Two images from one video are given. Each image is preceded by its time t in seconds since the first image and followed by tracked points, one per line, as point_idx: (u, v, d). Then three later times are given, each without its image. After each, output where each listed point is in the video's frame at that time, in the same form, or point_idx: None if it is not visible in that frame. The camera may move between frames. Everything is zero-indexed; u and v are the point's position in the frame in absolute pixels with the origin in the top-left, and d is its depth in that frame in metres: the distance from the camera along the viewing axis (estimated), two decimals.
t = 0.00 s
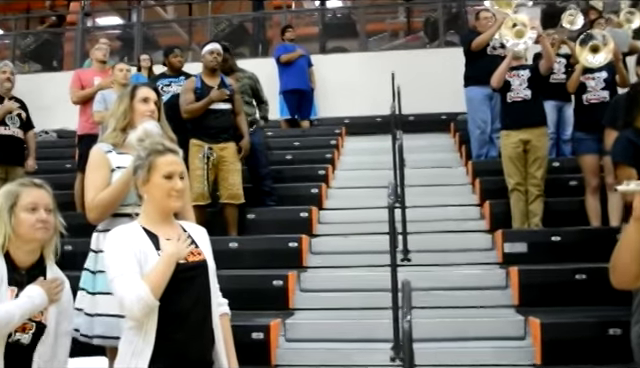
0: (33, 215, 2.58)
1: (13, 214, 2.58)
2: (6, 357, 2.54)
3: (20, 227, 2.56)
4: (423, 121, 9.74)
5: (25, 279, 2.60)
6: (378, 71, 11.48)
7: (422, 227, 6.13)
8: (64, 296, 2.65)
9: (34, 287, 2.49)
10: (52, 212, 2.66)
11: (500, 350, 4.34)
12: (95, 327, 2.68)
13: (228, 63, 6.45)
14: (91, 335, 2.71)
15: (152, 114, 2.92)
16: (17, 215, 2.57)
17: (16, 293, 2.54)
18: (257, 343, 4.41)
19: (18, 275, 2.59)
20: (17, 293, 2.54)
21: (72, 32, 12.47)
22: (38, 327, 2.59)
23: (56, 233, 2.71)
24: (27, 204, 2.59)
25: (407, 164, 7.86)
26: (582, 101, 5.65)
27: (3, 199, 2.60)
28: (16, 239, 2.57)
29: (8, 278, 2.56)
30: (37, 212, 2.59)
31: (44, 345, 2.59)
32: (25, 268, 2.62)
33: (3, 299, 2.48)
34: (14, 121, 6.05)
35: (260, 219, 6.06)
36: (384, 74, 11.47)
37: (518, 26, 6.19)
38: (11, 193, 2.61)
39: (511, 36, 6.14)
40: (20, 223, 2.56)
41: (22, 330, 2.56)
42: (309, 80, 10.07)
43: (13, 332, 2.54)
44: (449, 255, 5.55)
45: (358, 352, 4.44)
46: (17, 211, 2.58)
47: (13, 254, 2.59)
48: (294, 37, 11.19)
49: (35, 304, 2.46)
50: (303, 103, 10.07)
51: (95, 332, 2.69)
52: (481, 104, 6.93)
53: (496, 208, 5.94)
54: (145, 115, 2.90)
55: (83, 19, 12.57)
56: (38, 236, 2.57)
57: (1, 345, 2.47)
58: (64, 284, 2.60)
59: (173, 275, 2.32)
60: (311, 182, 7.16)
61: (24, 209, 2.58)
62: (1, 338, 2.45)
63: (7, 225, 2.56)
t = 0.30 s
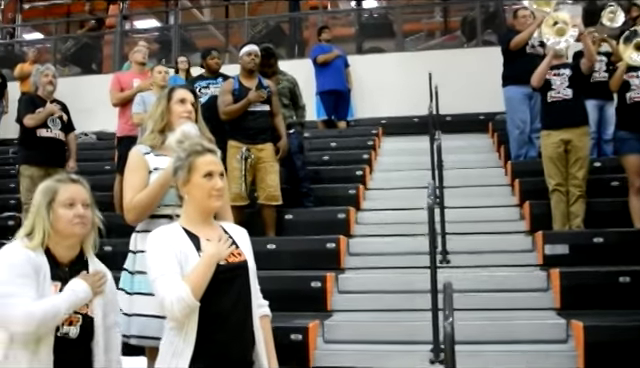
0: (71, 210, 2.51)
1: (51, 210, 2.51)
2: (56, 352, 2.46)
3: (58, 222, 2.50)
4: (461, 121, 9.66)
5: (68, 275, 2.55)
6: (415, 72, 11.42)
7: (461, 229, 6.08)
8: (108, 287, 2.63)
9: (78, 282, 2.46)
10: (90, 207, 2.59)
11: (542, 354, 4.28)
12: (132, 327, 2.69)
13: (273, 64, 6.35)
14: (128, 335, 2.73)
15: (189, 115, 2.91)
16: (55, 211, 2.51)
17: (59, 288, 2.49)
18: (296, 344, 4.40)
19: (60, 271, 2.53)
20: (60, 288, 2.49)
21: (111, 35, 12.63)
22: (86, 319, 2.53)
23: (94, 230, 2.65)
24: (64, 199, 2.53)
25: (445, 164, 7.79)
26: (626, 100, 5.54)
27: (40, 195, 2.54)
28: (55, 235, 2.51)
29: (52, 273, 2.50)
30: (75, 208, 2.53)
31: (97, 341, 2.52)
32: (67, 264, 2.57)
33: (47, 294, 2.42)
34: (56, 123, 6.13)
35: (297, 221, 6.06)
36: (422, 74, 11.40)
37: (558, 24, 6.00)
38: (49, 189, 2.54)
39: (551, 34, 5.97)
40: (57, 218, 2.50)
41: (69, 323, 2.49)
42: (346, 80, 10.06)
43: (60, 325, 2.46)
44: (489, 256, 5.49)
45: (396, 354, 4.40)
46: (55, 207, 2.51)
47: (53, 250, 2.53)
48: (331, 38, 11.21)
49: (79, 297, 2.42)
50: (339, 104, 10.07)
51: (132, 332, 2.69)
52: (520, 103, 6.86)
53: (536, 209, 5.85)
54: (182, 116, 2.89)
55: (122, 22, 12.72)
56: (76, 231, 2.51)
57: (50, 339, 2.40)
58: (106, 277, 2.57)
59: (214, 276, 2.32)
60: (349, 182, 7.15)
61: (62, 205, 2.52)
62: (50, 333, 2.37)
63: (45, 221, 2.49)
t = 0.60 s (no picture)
0: (87, 208, 2.52)
1: (68, 209, 2.52)
2: (98, 344, 2.48)
3: (75, 221, 2.50)
4: (486, 121, 9.61)
5: (95, 268, 2.57)
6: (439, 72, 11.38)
7: (487, 230, 6.03)
8: (134, 275, 2.62)
9: (108, 273, 2.44)
10: (106, 203, 2.61)
11: (571, 356, 4.22)
12: (155, 330, 2.65)
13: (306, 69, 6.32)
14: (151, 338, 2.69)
15: (211, 118, 2.88)
16: (72, 210, 2.51)
17: (91, 282, 2.51)
18: (322, 346, 4.40)
19: (86, 266, 2.54)
20: (92, 281, 2.51)
21: (135, 39, 12.74)
22: (120, 309, 2.54)
23: (111, 224, 2.67)
24: (81, 198, 2.54)
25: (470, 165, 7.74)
26: None
27: (56, 195, 2.54)
28: (74, 233, 2.52)
29: (79, 269, 2.51)
30: (92, 205, 2.54)
31: (131, 333, 2.53)
32: (91, 259, 2.58)
33: (80, 290, 2.44)
34: (82, 128, 6.18)
35: (321, 222, 6.06)
36: (446, 74, 11.35)
37: (585, 22, 5.78)
38: (64, 188, 2.54)
39: (578, 32, 5.76)
40: (75, 217, 2.50)
41: (106, 314, 2.51)
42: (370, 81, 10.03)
43: (99, 318, 2.49)
44: (515, 257, 5.44)
45: (422, 356, 4.37)
46: (72, 206, 2.52)
47: (74, 248, 2.53)
48: (354, 39, 11.20)
49: (112, 286, 2.42)
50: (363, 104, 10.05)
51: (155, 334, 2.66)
52: (546, 102, 6.78)
53: (562, 210, 5.79)
54: (204, 119, 2.87)
55: (146, 26, 12.81)
56: (94, 229, 2.51)
57: (91, 332, 2.43)
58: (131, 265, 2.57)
59: (240, 277, 2.31)
60: (373, 184, 7.13)
61: (78, 203, 2.52)
62: (90, 326, 2.40)
63: (63, 221, 2.50)
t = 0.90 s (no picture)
0: (106, 208, 2.52)
1: (88, 209, 2.52)
2: (129, 339, 2.50)
3: (95, 221, 2.51)
4: (506, 119, 9.55)
5: (118, 265, 2.58)
6: (458, 71, 11.32)
7: (509, 229, 5.99)
8: (155, 270, 2.65)
9: (133, 269, 2.44)
10: (125, 203, 2.60)
11: (595, 356, 4.18)
12: (175, 329, 2.62)
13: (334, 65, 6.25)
14: (170, 337, 2.66)
15: (230, 117, 2.86)
16: (92, 210, 2.51)
17: (117, 279, 2.53)
18: (343, 346, 4.39)
19: (110, 265, 2.56)
20: (117, 278, 2.53)
21: (154, 39, 12.79)
22: (148, 303, 2.56)
23: (131, 222, 2.68)
24: (100, 198, 2.53)
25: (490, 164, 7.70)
26: None
27: (75, 196, 2.55)
28: (94, 233, 2.52)
29: (103, 267, 2.53)
30: (111, 205, 2.53)
31: (157, 326, 2.56)
32: (113, 257, 2.59)
33: (107, 288, 2.46)
34: (103, 128, 6.22)
35: (342, 221, 6.05)
36: (466, 72, 11.28)
37: (607, 18, 5.71)
38: (83, 189, 2.54)
39: (600, 29, 5.69)
40: (94, 217, 2.50)
41: (134, 309, 2.53)
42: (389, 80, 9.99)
43: (128, 314, 2.51)
44: (537, 257, 5.40)
45: (443, 355, 4.35)
46: (91, 206, 2.52)
47: (96, 247, 2.54)
48: (373, 38, 11.18)
49: (139, 282, 2.41)
50: (382, 103, 10.03)
51: (175, 333, 2.63)
52: (568, 99, 6.69)
53: (585, 208, 5.74)
54: (223, 119, 2.85)
55: (165, 27, 12.87)
56: (114, 228, 2.52)
57: (122, 326, 2.45)
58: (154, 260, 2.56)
59: (263, 276, 2.31)
60: (393, 183, 7.11)
61: (98, 203, 2.52)
62: (120, 323, 2.41)
63: (82, 222, 2.50)
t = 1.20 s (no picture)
0: (122, 206, 2.52)
1: (103, 208, 2.52)
2: (148, 335, 2.50)
3: (111, 220, 2.51)
4: (521, 117, 9.51)
5: (135, 263, 2.58)
6: (474, 69, 11.26)
7: (526, 227, 5.95)
8: (172, 268, 2.65)
9: (150, 266, 2.44)
10: (140, 201, 2.60)
11: (615, 356, 4.14)
12: (192, 328, 2.63)
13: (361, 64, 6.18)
14: (188, 336, 2.68)
15: (245, 116, 2.86)
16: (107, 209, 2.51)
17: (135, 275, 2.53)
18: (359, 345, 4.37)
19: (127, 262, 2.56)
20: (135, 275, 2.53)
21: (169, 39, 12.83)
22: (167, 299, 2.56)
23: (146, 220, 2.68)
24: (114, 196, 2.53)
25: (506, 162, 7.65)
26: None
27: (90, 196, 2.54)
28: (110, 232, 2.52)
29: (121, 265, 2.53)
30: (126, 203, 2.53)
31: (176, 323, 2.57)
32: (130, 255, 2.59)
33: (126, 285, 2.46)
34: (119, 128, 6.24)
35: (358, 220, 6.03)
36: (482, 70, 11.21)
37: (626, 14, 5.64)
38: (98, 188, 2.54)
39: (619, 25, 5.62)
40: (110, 216, 2.51)
41: (153, 305, 2.53)
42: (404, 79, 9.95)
43: (147, 310, 2.51)
44: (555, 255, 5.36)
45: (461, 354, 4.32)
46: (106, 205, 2.52)
47: (113, 246, 2.55)
48: (388, 37, 11.15)
49: (156, 279, 2.42)
50: (397, 102, 10.00)
51: (192, 332, 2.64)
52: (585, 97, 6.64)
53: (602, 206, 5.69)
54: (238, 118, 2.84)
55: (180, 27, 12.90)
56: (129, 226, 2.52)
57: (141, 321, 2.45)
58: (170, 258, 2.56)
59: (282, 276, 2.30)
60: (409, 182, 7.09)
61: (113, 202, 2.52)
62: (139, 318, 2.42)
63: (98, 221, 2.50)
